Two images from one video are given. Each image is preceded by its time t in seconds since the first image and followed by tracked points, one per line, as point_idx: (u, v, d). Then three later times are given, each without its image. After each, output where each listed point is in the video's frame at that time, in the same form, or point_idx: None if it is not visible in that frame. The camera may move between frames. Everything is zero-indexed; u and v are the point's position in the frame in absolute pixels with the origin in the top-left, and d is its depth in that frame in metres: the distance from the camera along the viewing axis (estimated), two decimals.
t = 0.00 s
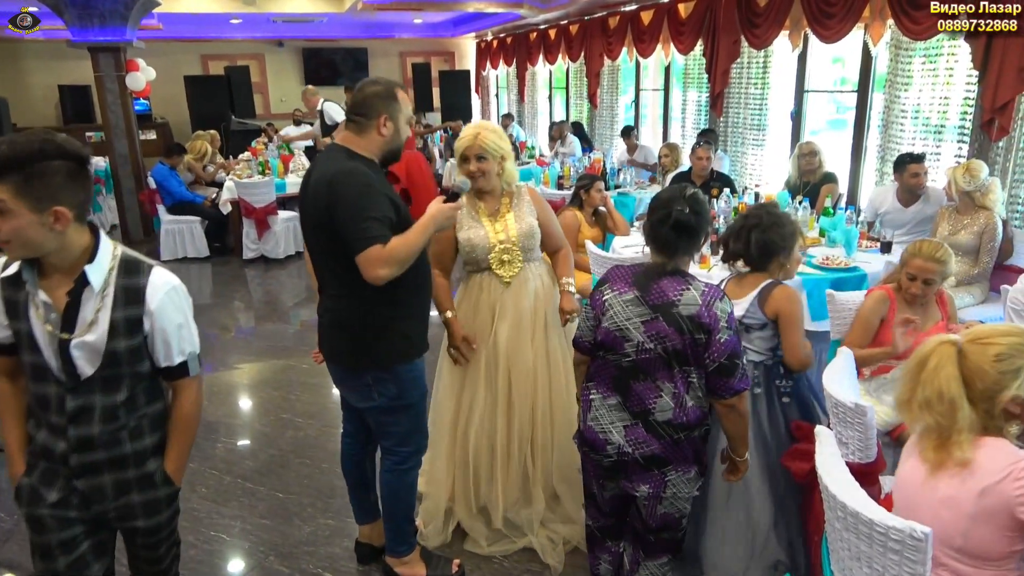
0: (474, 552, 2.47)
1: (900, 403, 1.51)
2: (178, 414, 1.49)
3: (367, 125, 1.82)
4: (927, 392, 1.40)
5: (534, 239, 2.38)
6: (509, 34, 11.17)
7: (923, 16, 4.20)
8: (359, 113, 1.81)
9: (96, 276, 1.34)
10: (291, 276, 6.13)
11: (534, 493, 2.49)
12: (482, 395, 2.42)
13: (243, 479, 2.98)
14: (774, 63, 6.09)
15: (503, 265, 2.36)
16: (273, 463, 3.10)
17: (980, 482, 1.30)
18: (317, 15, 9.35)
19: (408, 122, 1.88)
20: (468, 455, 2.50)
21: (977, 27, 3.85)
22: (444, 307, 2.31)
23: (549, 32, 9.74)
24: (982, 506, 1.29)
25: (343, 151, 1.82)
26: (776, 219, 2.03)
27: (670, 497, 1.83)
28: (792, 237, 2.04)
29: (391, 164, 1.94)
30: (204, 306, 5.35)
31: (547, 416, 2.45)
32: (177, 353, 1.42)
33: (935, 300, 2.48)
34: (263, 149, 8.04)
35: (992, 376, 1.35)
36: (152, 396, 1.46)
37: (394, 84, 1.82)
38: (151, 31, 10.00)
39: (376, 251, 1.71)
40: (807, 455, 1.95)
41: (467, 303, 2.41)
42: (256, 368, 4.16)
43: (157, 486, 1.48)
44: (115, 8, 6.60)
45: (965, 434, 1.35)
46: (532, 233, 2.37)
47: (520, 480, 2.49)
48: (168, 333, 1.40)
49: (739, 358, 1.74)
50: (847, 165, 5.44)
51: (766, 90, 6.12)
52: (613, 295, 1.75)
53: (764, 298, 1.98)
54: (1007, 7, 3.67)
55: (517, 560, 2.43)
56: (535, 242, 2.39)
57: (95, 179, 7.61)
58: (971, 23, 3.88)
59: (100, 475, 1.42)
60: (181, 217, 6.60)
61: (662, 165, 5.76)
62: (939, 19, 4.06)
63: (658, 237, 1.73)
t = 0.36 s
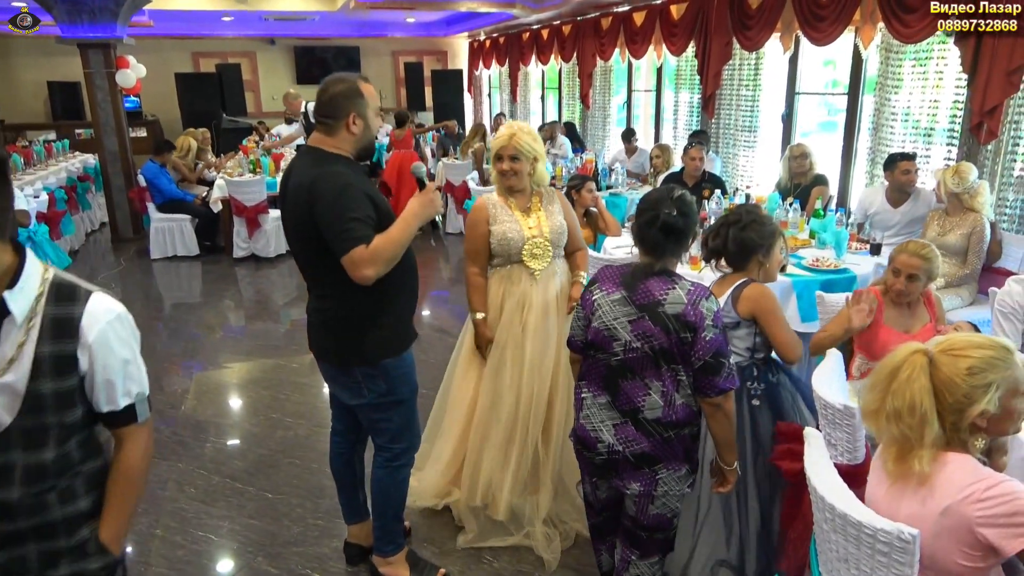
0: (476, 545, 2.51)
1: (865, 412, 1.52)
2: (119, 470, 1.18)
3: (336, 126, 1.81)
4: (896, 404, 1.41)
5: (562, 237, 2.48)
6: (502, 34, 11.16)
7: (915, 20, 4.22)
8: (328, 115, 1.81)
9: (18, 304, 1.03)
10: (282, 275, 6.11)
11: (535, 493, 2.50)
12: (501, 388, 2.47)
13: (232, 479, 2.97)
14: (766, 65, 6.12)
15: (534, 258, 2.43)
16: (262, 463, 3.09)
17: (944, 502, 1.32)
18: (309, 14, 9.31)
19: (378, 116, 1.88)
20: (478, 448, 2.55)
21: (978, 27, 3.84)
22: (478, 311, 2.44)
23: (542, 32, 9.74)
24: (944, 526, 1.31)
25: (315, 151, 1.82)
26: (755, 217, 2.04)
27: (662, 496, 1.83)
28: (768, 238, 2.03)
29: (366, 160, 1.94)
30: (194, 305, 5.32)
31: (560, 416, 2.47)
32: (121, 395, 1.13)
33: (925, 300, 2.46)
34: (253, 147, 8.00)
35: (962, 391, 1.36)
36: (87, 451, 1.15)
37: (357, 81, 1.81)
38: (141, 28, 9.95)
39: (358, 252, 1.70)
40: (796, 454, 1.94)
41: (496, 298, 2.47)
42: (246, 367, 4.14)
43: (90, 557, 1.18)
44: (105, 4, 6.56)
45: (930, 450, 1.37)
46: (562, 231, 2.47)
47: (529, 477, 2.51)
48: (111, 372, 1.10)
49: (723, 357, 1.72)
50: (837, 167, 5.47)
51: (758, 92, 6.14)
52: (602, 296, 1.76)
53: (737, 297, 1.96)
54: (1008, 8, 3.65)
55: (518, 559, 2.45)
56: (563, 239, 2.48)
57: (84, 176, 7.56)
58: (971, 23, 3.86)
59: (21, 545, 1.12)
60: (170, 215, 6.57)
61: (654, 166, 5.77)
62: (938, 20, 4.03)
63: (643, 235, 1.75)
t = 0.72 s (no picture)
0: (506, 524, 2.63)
1: (885, 407, 1.46)
2: (105, 546, 1.01)
3: (353, 129, 1.80)
4: (930, 400, 1.36)
5: (587, 232, 2.54)
6: (516, 34, 11.15)
7: (931, 20, 4.14)
8: (344, 118, 1.79)
9: None
10: (295, 273, 6.13)
11: (558, 471, 2.61)
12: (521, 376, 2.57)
13: (242, 477, 2.98)
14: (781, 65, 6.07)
15: (558, 250, 2.50)
16: (274, 460, 3.10)
17: (955, 510, 1.31)
18: (324, 13, 9.35)
19: (393, 113, 1.85)
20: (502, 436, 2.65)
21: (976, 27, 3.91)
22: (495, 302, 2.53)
23: (556, 31, 9.73)
24: (953, 535, 1.32)
25: (330, 153, 1.81)
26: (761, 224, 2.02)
27: (673, 490, 1.86)
28: (768, 244, 1.99)
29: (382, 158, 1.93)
30: (208, 303, 5.35)
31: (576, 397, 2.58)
32: (120, 459, 0.97)
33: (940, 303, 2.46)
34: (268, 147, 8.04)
35: (995, 393, 1.34)
36: (63, 521, 0.97)
37: (370, 80, 1.77)
38: (158, 28, 10.03)
39: (369, 256, 1.71)
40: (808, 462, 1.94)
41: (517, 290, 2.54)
42: (258, 365, 4.16)
43: None
44: (121, 4, 6.61)
45: (957, 453, 1.34)
46: (586, 226, 2.52)
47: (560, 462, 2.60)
48: (105, 435, 0.94)
49: (726, 349, 1.71)
50: (852, 168, 5.42)
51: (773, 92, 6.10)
52: (606, 295, 1.77)
53: (747, 307, 1.95)
54: (1007, 8, 3.74)
55: (543, 535, 2.58)
56: (585, 235, 2.54)
57: (101, 175, 7.63)
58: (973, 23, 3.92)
59: None
60: (185, 213, 6.62)
61: (667, 167, 5.75)
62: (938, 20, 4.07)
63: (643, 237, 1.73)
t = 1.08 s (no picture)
0: (513, 508, 2.72)
1: (900, 397, 1.45)
2: None
3: (385, 127, 1.80)
4: (948, 390, 1.36)
5: (590, 229, 2.61)
6: (523, 33, 11.15)
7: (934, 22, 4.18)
8: (376, 115, 1.79)
9: None
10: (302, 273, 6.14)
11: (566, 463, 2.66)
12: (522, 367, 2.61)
13: (248, 476, 2.99)
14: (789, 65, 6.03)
15: (560, 244, 2.58)
16: (280, 460, 3.11)
17: (965, 507, 1.31)
18: (331, 13, 9.37)
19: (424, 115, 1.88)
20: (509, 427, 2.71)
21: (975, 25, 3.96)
22: (481, 287, 2.57)
23: (563, 31, 9.71)
24: (962, 534, 1.31)
25: (358, 152, 1.81)
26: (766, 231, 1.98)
27: (680, 481, 1.87)
28: (762, 256, 1.93)
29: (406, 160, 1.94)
30: (215, 302, 5.36)
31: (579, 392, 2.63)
32: (119, 554, 0.94)
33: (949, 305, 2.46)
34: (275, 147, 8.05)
35: (1011, 387, 1.35)
36: None
37: (403, 80, 1.80)
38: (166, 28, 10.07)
39: (398, 256, 1.71)
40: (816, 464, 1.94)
41: (516, 280, 2.63)
42: (265, 364, 4.18)
43: None
44: (130, 4, 6.64)
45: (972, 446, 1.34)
46: (592, 226, 2.61)
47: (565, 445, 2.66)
48: (96, 530, 0.91)
49: (732, 339, 1.76)
50: (860, 168, 5.39)
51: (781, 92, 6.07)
52: (610, 294, 1.78)
53: (742, 318, 1.90)
54: (1007, 8, 3.76)
55: (551, 525, 2.63)
56: (588, 233, 2.61)
57: (109, 174, 7.66)
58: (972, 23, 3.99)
59: None
60: (193, 213, 6.65)
61: (674, 167, 5.73)
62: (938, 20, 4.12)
63: (642, 235, 1.75)
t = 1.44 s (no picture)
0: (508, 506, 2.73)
1: (899, 392, 1.45)
2: None
3: (405, 124, 1.80)
4: (947, 385, 1.35)
5: (568, 230, 2.64)
6: (524, 33, 11.15)
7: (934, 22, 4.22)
8: (397, 112, 1.79)
9: None
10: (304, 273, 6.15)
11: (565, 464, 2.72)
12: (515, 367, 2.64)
13: (251, 476, 2.99)
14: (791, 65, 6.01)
15: (537, 247, 2.61)
16: (283, 459, 3.11)
17: (963, 505, 1.31)
18: (333, 13, 9.38)
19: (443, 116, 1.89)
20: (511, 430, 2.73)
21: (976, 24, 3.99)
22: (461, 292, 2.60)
23: (564, 31, 9.71)
24: (962, 531, 1.31)
25: (384, 153, 1.80)
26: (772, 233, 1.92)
27: (679, 471, 1.89)
28: (767, 260, 1.87)
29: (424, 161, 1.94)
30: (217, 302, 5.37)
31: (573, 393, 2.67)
32: None
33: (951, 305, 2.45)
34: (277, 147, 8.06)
35: (1010, 384, 1.34)
36: None
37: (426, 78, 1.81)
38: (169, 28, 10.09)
39: (440, 261, 1.74)
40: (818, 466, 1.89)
41: (495, 283, 2.67)
42: (267, 364, 4.19)
43: None
44: (132, 5, 6.65)
45: (971, 442, 1.34)
46: (570, 227, 2.64)
47: (553, 446, 2.72)
48: None
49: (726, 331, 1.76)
50: (863, 168, 5.39)
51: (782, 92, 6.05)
52: (609, 286, 1.80)
53: (739, 323, 1.90)
54: (1007, 8, 3.80)
55: (551, 524, 2.62)
56: (567, 235, 2.64)
57: (112, 175, 7.68)
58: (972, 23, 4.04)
59: None
60: (195, 213, 6.65)
61: (676, 166, 5.74)
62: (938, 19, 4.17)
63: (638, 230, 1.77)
